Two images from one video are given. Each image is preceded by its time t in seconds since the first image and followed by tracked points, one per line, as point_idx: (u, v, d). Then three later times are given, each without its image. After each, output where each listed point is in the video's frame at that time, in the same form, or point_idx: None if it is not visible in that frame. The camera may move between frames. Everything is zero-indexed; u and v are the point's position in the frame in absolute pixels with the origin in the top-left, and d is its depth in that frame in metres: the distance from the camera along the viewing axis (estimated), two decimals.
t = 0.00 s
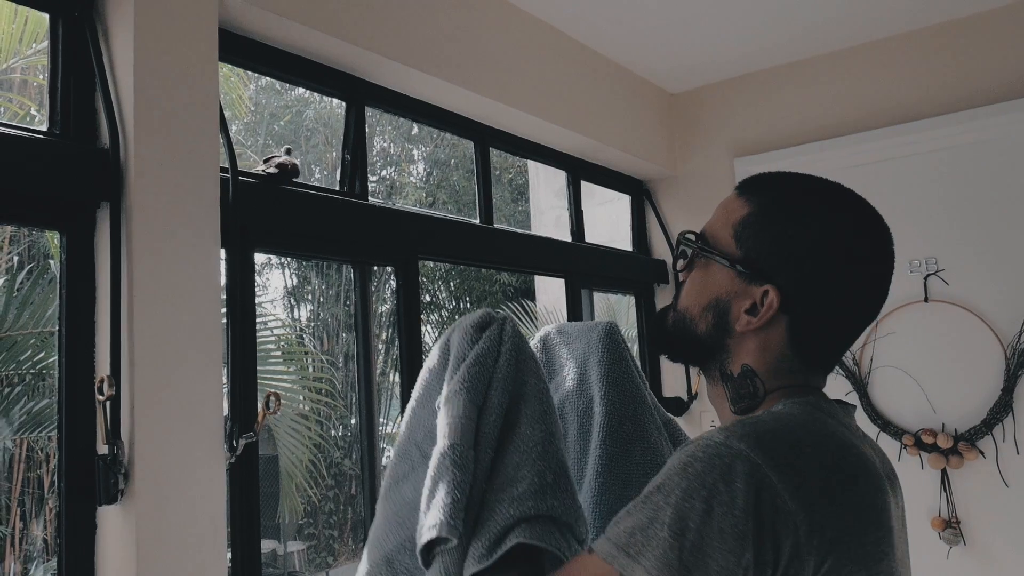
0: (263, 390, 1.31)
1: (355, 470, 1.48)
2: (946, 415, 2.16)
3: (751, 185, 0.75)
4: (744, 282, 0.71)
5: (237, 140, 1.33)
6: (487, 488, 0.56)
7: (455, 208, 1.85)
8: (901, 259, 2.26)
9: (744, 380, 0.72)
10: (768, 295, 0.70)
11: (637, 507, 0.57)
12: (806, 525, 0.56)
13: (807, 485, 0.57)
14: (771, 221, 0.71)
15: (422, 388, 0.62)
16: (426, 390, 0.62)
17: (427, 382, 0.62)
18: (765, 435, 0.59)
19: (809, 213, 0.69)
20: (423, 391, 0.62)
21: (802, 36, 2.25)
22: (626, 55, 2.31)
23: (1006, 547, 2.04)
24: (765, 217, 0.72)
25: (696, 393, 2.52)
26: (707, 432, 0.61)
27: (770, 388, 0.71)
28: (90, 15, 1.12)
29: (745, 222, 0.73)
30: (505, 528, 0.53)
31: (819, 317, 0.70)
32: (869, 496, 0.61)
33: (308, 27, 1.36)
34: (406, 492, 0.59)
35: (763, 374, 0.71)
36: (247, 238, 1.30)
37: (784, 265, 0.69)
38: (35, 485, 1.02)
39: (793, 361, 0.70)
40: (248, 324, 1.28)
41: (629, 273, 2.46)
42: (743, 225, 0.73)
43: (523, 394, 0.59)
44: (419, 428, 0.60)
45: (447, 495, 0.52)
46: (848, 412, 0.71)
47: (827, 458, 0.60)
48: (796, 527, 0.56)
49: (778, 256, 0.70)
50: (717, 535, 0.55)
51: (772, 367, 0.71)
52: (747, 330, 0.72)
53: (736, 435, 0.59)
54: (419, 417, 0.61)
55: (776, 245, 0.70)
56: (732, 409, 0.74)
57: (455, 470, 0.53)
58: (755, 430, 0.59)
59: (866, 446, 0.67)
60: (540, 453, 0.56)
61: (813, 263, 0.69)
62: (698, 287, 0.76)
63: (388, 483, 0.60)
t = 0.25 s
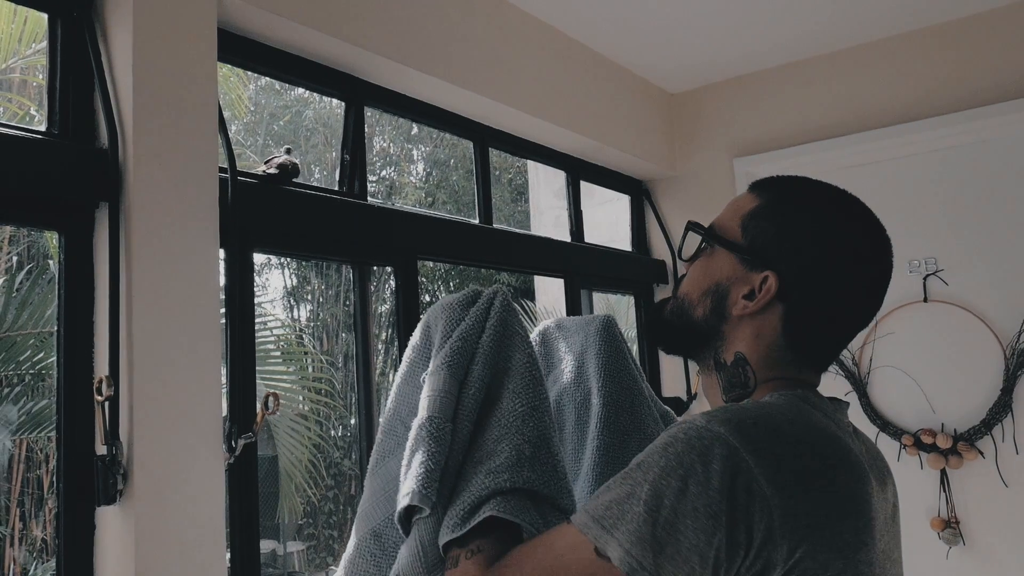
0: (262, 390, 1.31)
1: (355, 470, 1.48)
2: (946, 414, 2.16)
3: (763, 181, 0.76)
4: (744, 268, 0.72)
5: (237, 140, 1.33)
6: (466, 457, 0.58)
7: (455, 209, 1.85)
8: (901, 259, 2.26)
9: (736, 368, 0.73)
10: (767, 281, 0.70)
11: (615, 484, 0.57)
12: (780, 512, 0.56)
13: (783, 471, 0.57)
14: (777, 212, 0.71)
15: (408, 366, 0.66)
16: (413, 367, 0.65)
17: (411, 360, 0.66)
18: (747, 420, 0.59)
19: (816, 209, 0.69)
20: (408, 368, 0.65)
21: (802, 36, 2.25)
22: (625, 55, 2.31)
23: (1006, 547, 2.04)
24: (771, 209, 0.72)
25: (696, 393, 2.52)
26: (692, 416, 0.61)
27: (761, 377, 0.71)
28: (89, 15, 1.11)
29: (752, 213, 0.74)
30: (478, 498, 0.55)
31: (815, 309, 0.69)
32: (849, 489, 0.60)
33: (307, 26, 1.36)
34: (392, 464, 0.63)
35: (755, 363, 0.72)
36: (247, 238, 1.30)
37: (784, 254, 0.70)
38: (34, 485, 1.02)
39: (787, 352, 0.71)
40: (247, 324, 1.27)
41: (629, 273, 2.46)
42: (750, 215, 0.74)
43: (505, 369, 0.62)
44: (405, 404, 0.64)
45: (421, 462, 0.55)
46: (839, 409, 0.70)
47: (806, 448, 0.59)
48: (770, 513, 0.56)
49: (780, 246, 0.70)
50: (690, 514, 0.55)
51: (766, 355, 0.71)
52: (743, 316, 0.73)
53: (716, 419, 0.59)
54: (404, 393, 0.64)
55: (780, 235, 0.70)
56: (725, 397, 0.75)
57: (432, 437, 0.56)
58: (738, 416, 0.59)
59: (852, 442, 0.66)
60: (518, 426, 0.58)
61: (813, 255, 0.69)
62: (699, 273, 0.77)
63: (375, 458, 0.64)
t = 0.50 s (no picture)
0: (261, 390, 1.31)
1: (354, 471, 1.48)
2: (944, 415, 2.17)
3: (770, 185, 0.76)
4: (746, 263, 0.72)
5: (235, 140, 1.33)
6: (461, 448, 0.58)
7: (453, 209, 1.85)
8: (900, 260, 2.26)
9: (734, 364, 0.73)
10: (768, 276, 0.70)
11: (610, 476, 0.57)
12: (771, 508, 0.56)
13: (777, 468, 0.57)
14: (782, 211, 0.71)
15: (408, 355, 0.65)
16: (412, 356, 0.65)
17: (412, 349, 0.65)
18: (740, 417, 0.59)
19: (820, 211, 0.70)
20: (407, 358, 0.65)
21: (801, 37, 2.25)
22: (624, 55, 2.31)
23: (1004, 547, 2.04)
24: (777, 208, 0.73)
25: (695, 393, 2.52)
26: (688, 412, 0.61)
27: (759, 373, 0.71)
28: (87, 15, 1.11)
29: (757, 212, 0.74)
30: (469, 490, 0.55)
31: (813, 306, 0.69)
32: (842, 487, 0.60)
33: (306, 26, 1.36)
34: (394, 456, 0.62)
35: (752, 358, 0.71)
36: (245, 238, 1.30)
37: (788, 251, 0.70)
38: (33, 486, 1.02)
39: (784, 349, 0.71)
40: (245, 324, 1.27)
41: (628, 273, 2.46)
42: (755, 213, 0.74)
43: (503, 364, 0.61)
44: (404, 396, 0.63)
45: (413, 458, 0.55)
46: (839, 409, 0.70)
47: (801, 445, 0.59)
48: (762, 509, 0.56)
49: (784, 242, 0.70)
50: (681, 509, 0.55)
51: (764, 350, 0.71)
52: (742, 312, 0.72)
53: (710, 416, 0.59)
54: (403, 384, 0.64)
55: (784, 233, 0.70)
56: (721, 393, 0.74)
57: (428, 426, 0.56)
58: (732, 412, 0.59)
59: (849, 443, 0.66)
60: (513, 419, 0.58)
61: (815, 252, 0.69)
62: (701, 268, 0.77)
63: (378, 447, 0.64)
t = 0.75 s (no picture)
0: (260, 390, 1.31)
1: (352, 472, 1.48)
2: (943, 416, 2.17)
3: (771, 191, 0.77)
4: (746, 262, 0.72)
5: (234, 141, 1.33)
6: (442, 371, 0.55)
7: (452, 210, 1.85)
8: (898, 261, 2.26)
9: (729, 360, 0.73)
10: (768, 275, 0.71)
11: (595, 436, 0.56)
12: (745, 488, 0.55)
13: (761, 454, 0.57)
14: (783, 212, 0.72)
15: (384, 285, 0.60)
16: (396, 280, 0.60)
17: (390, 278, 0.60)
18: (726, 401, 0.58)
19: (821, 215, 0.71)
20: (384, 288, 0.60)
21: (799, 38, 2.26)
22: (623, 56, 2.32)
23: (1002, 548, 2.04)
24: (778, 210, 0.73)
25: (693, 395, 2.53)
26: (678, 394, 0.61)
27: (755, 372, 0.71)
28: (85, 15, 1.11)
29: (758, 214, 0.74)
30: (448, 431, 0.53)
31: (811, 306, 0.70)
32: (827, 487, 0.59)
33: (304, 27, 1.36)
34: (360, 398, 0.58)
35: (748, 355, 0.71)
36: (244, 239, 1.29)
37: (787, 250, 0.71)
38: (31, 487, 1.02)
39: (780, 348, 0.71)
40: (244, 326, 1.27)
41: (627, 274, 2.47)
42: (757, 215, 0.74)
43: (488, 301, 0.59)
44: (383, 322, 0.59)
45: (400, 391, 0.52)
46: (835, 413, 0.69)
47: (788, 437, 0.59)
48: (744, 491, 0.55)
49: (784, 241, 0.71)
50: (657, 474, 0.54)
51: (760, 349, 0.71)
52: (740, 309, 0.72)
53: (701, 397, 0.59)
54: (383, 309, 0.59)
55: (784, 234, 0.71)
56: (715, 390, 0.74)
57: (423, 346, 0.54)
58: (720, 398, 0.59)
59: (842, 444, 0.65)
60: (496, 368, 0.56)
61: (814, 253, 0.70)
62: (699, 267, 0.76)
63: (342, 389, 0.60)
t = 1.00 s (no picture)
0: (259, 391, 1.31)
1: (350, 473, 1.48)
2: (941, 417, 2.17)
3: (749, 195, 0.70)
4: (723, 260, 0.64)
5: (233, 141, 1.32)
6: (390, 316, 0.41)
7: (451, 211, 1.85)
8: (897, 262, 2.27)
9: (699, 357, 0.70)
10: (745, 273, 0.62)
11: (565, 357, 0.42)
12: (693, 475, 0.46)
13: (706, 437, 0.47)
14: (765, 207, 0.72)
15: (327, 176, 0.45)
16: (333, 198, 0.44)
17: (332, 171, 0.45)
18: (692, 377, 0.47)
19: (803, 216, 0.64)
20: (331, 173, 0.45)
21: (798, 39, 2.26)
22: (622, 57, 2.32)
23: (999, 549, 2.04)
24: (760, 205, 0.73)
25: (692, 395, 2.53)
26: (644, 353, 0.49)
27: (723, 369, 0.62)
28: (84, 15, 1.11)
29: (737, 215, 0.67)
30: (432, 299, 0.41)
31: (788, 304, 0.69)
32: (758, 486, 0.50)
33: (303, 27, 1.36)
34: (318, 271, 0.42)
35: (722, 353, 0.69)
36: (243, 238, 1.29)
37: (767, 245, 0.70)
38: (29, 487, 1.02)
39: (753, 348, 0.63)
40: (243, 326, 1.28)
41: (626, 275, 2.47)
42: (735, 215, 0.67)
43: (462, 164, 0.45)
44: (323, 218, 0.43)
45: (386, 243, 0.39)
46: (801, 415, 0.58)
47: (736, 423, 0.49)
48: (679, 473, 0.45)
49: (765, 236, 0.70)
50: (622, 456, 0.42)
51: (727, 348, 0.63)
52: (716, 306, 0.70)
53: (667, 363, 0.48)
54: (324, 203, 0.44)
55: (762, 233, 0.64)
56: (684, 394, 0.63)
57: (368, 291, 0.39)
58: (684, 373, 0.47)
59: (797, 447, 0.55)
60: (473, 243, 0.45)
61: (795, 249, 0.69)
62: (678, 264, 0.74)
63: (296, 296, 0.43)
